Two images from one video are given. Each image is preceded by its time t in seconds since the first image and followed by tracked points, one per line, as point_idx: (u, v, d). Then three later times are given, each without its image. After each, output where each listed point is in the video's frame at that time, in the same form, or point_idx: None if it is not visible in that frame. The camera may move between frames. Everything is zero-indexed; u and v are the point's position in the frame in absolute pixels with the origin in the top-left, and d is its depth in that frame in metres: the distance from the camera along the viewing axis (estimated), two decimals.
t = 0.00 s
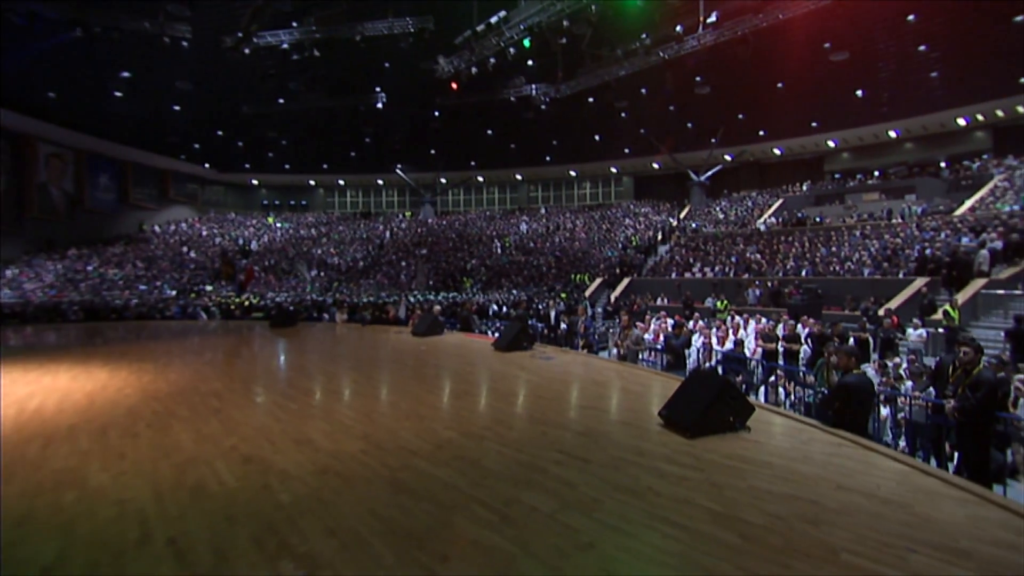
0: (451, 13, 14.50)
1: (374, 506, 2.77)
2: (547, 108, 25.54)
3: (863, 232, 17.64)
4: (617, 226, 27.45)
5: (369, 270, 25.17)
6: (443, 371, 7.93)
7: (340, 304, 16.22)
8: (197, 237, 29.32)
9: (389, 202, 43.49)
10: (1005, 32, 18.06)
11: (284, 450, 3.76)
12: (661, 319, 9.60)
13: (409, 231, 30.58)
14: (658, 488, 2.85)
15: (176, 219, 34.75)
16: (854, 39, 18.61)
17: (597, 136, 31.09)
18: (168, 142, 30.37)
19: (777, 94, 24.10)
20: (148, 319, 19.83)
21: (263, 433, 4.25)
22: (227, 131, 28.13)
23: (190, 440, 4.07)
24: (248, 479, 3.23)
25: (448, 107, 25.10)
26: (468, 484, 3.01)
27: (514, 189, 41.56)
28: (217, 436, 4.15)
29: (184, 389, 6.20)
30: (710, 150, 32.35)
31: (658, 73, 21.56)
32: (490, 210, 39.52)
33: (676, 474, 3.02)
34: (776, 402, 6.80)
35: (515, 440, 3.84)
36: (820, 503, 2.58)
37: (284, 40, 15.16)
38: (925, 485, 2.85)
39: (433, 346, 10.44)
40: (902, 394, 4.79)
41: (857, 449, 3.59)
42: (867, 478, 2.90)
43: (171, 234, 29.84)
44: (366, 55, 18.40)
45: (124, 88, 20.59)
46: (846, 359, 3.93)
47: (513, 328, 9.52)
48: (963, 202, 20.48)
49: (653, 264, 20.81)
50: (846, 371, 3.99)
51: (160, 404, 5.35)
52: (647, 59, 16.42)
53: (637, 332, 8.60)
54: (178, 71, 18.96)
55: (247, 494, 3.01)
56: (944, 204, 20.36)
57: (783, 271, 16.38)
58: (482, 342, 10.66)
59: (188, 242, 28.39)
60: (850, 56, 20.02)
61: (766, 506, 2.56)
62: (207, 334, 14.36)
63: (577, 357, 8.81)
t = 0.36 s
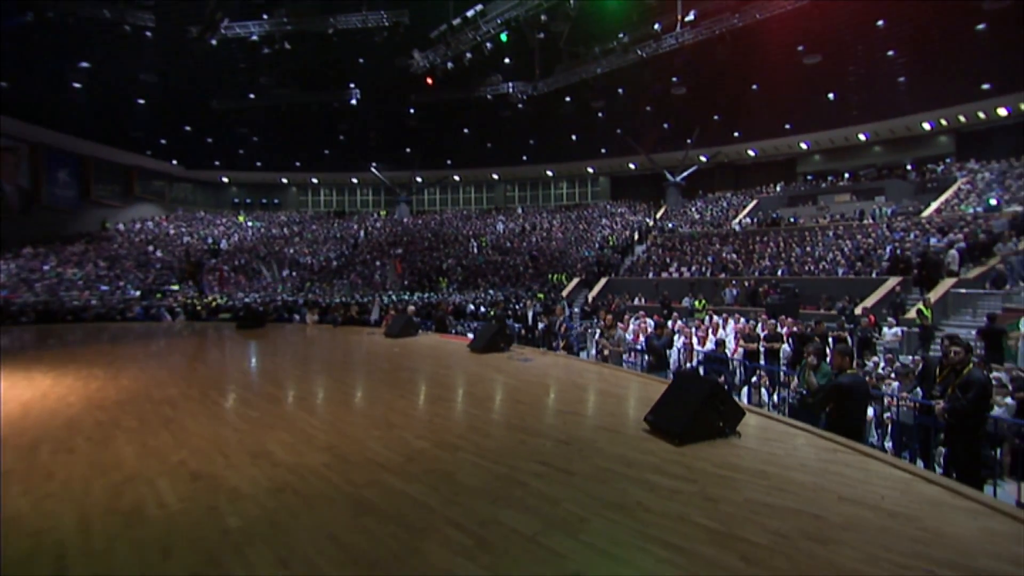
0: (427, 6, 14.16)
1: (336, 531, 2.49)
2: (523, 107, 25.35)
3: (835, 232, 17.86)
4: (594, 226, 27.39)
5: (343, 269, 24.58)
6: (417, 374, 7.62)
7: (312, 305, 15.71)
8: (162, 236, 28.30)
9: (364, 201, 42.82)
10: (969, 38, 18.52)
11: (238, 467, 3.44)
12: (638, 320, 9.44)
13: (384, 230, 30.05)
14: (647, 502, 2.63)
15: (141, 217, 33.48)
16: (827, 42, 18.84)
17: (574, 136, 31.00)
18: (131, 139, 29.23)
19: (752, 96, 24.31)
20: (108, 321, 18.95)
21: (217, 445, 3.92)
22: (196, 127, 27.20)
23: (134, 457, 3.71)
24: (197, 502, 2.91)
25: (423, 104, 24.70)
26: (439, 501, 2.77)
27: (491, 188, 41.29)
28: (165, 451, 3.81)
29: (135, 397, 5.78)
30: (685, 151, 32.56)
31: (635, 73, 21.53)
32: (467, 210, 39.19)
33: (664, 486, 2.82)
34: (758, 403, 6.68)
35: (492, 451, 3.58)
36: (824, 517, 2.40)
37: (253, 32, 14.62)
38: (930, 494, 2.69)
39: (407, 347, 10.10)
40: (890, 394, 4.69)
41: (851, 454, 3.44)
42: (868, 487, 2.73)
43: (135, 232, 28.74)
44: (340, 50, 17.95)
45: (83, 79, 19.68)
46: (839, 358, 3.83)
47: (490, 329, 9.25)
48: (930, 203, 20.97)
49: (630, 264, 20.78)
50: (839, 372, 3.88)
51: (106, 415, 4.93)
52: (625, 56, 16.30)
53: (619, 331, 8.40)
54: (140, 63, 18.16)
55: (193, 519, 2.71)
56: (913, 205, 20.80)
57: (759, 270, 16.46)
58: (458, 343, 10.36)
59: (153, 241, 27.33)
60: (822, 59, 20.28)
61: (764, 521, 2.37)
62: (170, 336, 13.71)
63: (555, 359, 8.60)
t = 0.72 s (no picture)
0: None
1: (295, 561, 2.23)
2: (501, 106, 25.14)
3: (810, 232, 18.05)
4: (572, 226, 27.30)
5: (317, 269, 24.00)
6: (390, 377, 7.31)
7: (283, 306, 15.21)
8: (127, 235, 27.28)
9: (340, 200, 42.17)
10: (936, 44, 18.92)
11: (188, 485, 3.13)
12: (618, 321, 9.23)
13: (359, 230, 29.51)
14: (637, 520, 2.43)
15: (106, 215, 32.24)
16: (801, 45, 19.01)
17: (552, 135, 30.86)
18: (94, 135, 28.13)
19: (728, 97, 24.49)
20: (67, 324, 18.11)
21: (167, 461, 3.58)
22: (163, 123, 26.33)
23: (70, 477, 3.35)
24: (138, 530, 2.60)
25: (399, 101, 24.29)
26: (409, 522, 2.53)
27: (468, 188, 40.98)
28: (108, 469, 3.46)
29: (81, 407, 5.35)
30: (662, 152, 32.73)
31: (613, 74, 21.50)
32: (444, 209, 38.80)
33: (655, 501, 2.61)
34: (742, 403, 6.57)
35: (468, 462, 3.34)
36: (832, 534, 2.24)
37: (221, 23, 14.11)
38: (937, 506, 2.55)
39: (381, 349, 9.78)
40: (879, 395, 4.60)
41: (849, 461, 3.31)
42: (874, 499, 2.58)
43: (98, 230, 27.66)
44: (313, 44, 17.47)
45: (40, 71, 18.78)
46: (833, 357, 3.72)
47: (467, 330, 8.99)
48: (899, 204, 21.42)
49: (609, 264, 20.73)
50: (834, 372, 3.76)
51: (46, 429, 4.52)
52: (603, 54, 16.19)
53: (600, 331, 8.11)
54: (101, 54, 17.38)
55: (131, 550, 2.41)
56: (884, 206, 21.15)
57: (737, 270, 16.51)
58: (434, 345, 10.06)
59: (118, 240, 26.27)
60: (797, 62, 20.47)
61: (769, 542, 2.19)
62: (131, 338, 13.10)
63: (534, 360, 8.37)
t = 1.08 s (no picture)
0: None
1: None
2: (477, 104, 24.91)
3: (784, 232, 18.22)
4: (548, 225, 27.17)
5: (289, 270, 23.41)
6: (360, 379, 6.99)
7: (251, 307, 14.69)
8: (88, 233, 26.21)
9: (313, 199, 41.44)
10: (904, 50, 19.30)
11: (127, 509, 2.80)
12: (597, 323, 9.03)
13: (333, 229, 28.93)
14: (629, 541, 2.22)
15: (66, 212, 30.80)
16: (776, 47, 19.16)
17: (529, 135, 30.71)
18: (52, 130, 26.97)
19: (704, 98, 24.62)
20: (22, 326, 17.24)
21: (104, 480, 3.22)
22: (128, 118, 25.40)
23: None
24: (58, 565, 2.29)
25: (374, 98, 23.88)
26: (373, 548, 2.27)
27: (444, 187, 40.58)
28: (34, 490, 3.10)
29: (16, 418, 4.91)
30: (638, 152, 32.84)
31: (590, 74, 21.47)
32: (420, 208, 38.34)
33: (646, 520, 2.39)
34: (723, 404, 6.43)
35: (440, 474, 3.09)
36: (842, 553, 2.10)
37: (187, 13, 13.59)
38: (947, 519, 2.42)
39: (353, 351, 9.42)
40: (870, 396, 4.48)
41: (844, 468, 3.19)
42: (880, 512, 2.44)
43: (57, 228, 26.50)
44: (285, 37, 17.05)
45: None
46: (825, 358, 3.58)
47: (442, 330, 8.72)
48: (869, 206, 21.78)
49: (586, 264, 20.67)
50: (826, 373, 3.62)
51: None
52: (581, 51, 16.07)
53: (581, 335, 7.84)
54: (59, 43, 16.59)
55: None
56: (855, 207, 21.49)
57: (714, 270, 16.53)
58: (408, 346, 9.75)
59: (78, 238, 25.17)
60: (771, 64, 20.64)
61: (775, 567, 2.00)
62: (88, 340, 12.46)
63: (511, 362, 8.14)
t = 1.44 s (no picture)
0: None
1: None
2: (452, 102, 24.60)
3: (756, 233, 18.37)
4: (523, 225, 26.98)
5: (257, 270, 22.69)
6: (327, 382, 6.63)
7: (215, 308, 14.09)
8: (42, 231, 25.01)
9: (283, 197, 40.47)
10: (872, 55, 19.65)
11: (48, 535, 2.45)
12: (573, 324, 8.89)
13: (303, 228, 28.25)
14: (619, 567, 2.00)
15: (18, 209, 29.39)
16: (748, 50, 19.30)
17: (504, 134, 30.48)
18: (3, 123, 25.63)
19: (678, 99, 24.76)
20: None
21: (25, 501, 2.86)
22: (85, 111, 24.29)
23: None
24: None
25: (346, 94, 23.34)
26: None
27: (417, 186, 40.08)
28: None
29: None
30: (612, 152, 32.90)
31: (565, 73, 21.34)
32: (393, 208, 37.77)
33: (636, 541, 2.19)
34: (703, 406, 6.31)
35: (408, 490, 2.84)
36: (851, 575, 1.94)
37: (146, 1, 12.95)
38: (953, 532, 2.30)
39: (320, 354, 9.01)
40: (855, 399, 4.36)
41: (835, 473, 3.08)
42: (885, 527, 2.30)
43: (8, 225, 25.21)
44: (252, 28, 16.44)
45: None
46: (810, 358, 3.43)
47: (413, 332, 8.41)
48: (838, 207, 22.11)
49: (561, 264, 20.57)
50: (810, 375, 3.47)
51: None
52: (557, 49, 15.92)
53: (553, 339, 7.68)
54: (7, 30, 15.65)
55: None
56: (825, 208, 21.82)
57: (688, 269, 16.54)
58: (379, 348, 9.41)
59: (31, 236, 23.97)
60: (744, 66, 20.81)
61: None
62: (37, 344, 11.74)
63: (485, 364, 7.88)
